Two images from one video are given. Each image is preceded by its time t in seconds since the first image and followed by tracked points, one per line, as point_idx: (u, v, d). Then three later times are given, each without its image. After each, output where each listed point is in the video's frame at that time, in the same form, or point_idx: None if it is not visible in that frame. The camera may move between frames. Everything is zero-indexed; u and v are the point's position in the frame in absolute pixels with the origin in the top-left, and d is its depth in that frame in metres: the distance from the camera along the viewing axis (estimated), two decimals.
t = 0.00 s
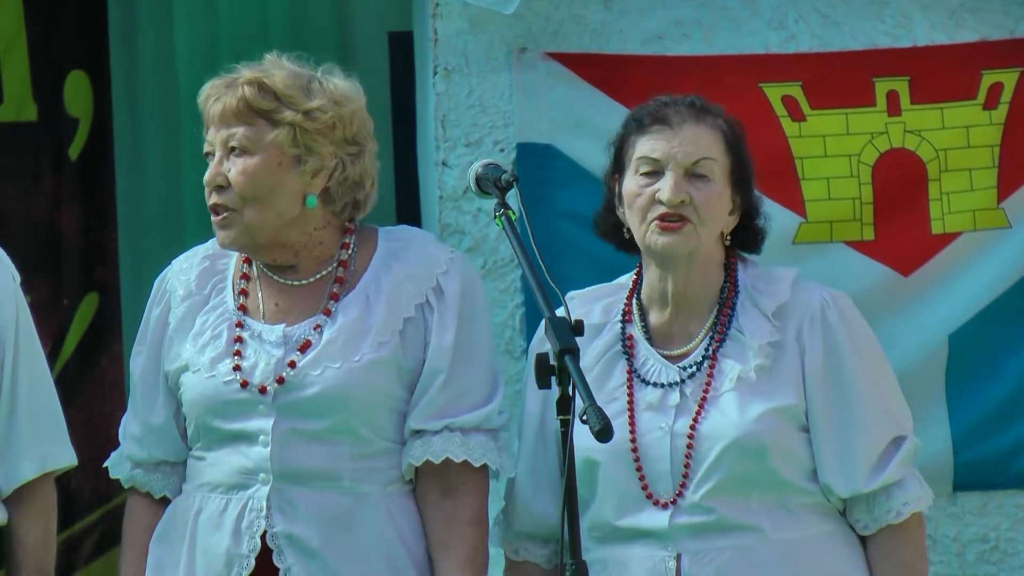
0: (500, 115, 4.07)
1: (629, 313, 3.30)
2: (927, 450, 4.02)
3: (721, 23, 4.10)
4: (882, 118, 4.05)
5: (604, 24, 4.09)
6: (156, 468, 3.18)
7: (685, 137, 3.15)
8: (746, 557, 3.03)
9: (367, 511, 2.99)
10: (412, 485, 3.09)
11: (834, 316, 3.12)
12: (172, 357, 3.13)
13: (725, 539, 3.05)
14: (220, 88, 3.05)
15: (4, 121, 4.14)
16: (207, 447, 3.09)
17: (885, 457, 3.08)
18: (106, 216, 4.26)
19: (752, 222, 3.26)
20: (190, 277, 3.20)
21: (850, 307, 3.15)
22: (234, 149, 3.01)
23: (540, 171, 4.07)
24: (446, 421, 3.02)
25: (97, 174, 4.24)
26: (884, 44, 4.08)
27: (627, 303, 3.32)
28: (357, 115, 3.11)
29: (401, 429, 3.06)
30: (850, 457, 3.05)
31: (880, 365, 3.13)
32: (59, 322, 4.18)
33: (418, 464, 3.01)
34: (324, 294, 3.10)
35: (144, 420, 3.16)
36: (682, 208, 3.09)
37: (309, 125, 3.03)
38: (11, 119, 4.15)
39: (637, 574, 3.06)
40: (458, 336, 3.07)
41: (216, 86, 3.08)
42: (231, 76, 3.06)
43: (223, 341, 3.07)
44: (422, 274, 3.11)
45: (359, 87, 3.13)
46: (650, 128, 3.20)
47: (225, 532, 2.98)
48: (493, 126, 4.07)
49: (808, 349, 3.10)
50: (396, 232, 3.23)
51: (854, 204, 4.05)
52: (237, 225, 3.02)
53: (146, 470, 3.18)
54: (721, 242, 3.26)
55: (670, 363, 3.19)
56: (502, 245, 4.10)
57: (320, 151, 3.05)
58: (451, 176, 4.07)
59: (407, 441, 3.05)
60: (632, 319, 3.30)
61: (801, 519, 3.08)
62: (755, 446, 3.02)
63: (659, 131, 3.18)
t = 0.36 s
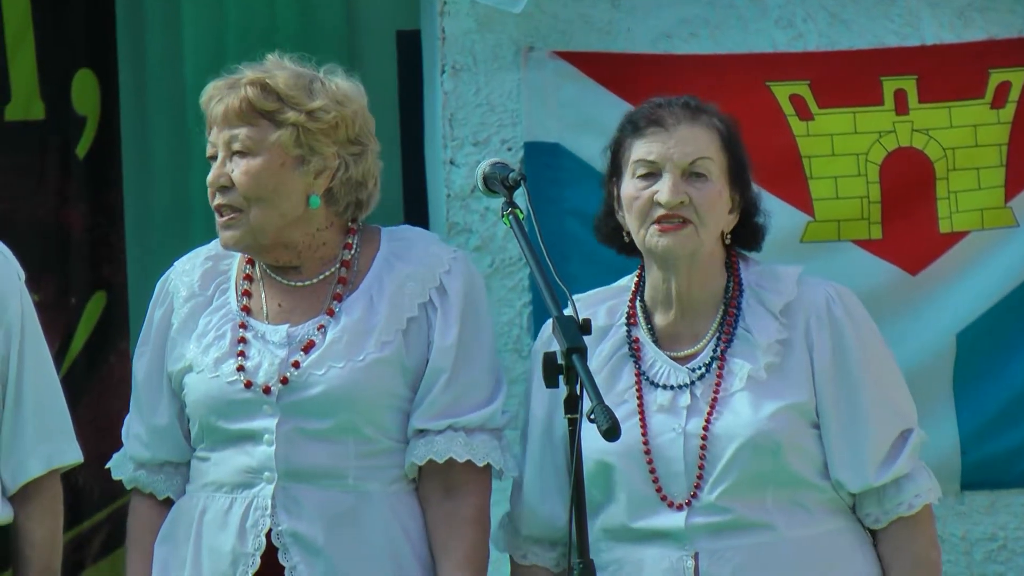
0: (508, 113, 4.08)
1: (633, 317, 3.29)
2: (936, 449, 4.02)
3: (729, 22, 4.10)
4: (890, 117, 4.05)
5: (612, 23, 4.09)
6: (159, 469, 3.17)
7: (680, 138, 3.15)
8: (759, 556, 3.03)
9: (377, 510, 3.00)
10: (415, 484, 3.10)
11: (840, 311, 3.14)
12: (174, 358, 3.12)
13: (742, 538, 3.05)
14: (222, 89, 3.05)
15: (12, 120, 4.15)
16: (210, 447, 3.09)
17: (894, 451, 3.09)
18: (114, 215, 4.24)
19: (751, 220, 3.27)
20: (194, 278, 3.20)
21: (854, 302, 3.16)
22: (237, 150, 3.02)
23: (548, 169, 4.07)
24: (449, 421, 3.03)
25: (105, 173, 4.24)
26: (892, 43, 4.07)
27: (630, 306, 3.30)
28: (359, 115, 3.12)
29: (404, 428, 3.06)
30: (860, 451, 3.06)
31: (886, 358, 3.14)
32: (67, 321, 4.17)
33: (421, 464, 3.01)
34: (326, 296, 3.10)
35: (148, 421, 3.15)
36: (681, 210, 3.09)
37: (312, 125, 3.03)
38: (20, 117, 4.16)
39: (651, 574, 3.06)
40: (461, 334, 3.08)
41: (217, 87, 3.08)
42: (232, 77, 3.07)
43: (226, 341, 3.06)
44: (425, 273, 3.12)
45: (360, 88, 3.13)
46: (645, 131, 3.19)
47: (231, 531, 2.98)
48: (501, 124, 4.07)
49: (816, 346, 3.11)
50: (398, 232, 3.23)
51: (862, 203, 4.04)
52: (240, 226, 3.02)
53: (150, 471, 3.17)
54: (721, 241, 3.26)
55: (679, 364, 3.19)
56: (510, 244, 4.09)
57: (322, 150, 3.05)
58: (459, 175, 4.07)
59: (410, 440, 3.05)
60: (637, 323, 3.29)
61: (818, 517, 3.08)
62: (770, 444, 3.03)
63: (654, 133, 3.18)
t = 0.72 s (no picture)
0: (515, 113, 4.07)
1: (633, 319, 3.28)
2: (942, 448, 4.02)
3: (736, 21, 4.10)
4: (897, 116, 4.05)
5: (619, 22, 4.09)
6: (157, 470, 3.16)
7: (678, 141, 3.15)
8: (772, 556, 3.03)
9: (382, 509, 3.00)
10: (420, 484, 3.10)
11: (840, 310, 3.14)
12: (174, 358, 3.12)
13: (749, 539, 3.05)
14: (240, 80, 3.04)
15: (18, 119, 4.14)
16: (213, 447, 3.08)
17: (895, 450, 3.08)
18: (121, 213, 4.25)
19: (750, 220, 3.26)
20: (193, 278, 3.19)
21: (855, 301, 3.16)
22: (258, 140, 3.01)
23: (554, 168, 4.07)
24: (455, 419, 3.03)
25: (112, 171, 4.24)
26: (899, 42, 4.07)
27: (631, 308, 3.30)
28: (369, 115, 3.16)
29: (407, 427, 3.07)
30: (862, 450, 3.06)
31: (886, 357, 3.14)
32: (73, 320, 4.17)
33: (427, 461, 3.02)
34: (328, 293, 3.11)
35: (147, 423, 3.14)
36: (681, 213, 3.10)
37: (332, 119, 3.06)
38: (26, 116, 4.14)
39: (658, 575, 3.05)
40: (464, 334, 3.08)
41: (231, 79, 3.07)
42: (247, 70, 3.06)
43: (229, 340, 3.06)
44: (427, 272, 3.12)
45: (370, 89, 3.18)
46: (644, 134, 3.19)
47: (237, 530, 2.98)
48: (508, 123, 4.07)
49: (817, 345, 3.11)
50: (399, 232, 3.24)
51: (868, 202, 4.04)
52: (258, 215, 3.00)
53: (148, 472, 3.16)
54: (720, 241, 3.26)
55: (680, 367, 3.19)
56: (516, 242, 4.09)
57: (341, 145, 3.08)
58: (465, 174, 4.07)
59: (414, 439, 3.06)
60: (638, 325, 3.29)
61: (821, 516, 3.08)
62: (773, 445, 3.03)
63: (653, 136, 3.18)
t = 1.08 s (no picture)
0: (520, 111, 4.09)
1: (635, 318, 3.29)
2: (947, 447, 4.01)
3: (741, 19, 4.10)
4: (903, 115, 4.05)
5: (625, 21, 4.09)
6: (154, 470, 3.17)
7: (679, 141, 3.15)
8: (772, 555, 3.02)
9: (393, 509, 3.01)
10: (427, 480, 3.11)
11: (841, 310, 3.14)
12: (175, 357, 3.12)
13: (754, 537, 3.04)
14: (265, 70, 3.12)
15: (24, 116, 4.16)
16: (219, 444, 3.08)
17: (895, 449, 3.08)
18: (127, 211, 4.23)
19: (750, 219, 3.27)
20: (190, 278, 3.19)
21: (856, 300, 3.17)
22: (288, 128, 3.08)
23: (560, 166, 4.06)
24: (462, 412, 3.06)
25: (119, 169, 4.23)
26: (904, 40, 4.08)
27: (631, 308, 3.31)
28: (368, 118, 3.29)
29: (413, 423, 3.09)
30: (862, 449, 3.05)
31: (887, 357, 3.13)
32: (79, 318, 4.17)
33: (437, 455, 3.05)
34: (332, 285, 3.14)
35: (144, 423, 3.14)
36: (681, 212, 3.09)
37: (352, 115, 3.18)
38: (32, 113, 4.16)
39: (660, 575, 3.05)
40: (468, 327, 3.12)
41: (249, 71, 3.14)
42: (265, 63, 3.14)
43: (234, 338, 3.06)
44: (427, 265, 3.15)
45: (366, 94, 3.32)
46: (645, 134, 3.19)
47: (248, 528, 2.97)
48: (513, 121, 4.09)
49: (818, 344, 3.11)
50: (395, 227, 3.28)
51: (874, 201, 4.04)
52: (290, 200, 3.05)
53: (145, 472, 3.16)
54: (721, 241, 3.26)
55: (681, 366, 3.19)
56: (521, 241, 4.10)
57: (356, 141, 3.19)
58: (471, 172, 4.10)
59: (420, 434, 3.08)
60: (639, 324, 3.29)
61: (821, 515, 3.08)
62: (775, 445, 3.03)
63: (654, 136, 3.18)
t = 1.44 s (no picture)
0: (523, 110, 4.09)
1: (632, 316, 3.30)
2: (951, 446, 4.01)
3: (744, 18, 4.10)
4: (906, 114, 4.05)
5: (629, 20, 4.09)
6: (147, 469, 3.16)
7: (655, 142, 3.15)
8: (765, 553, 3.03)
9: (396, 509, 3.03)
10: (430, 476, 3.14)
11: (837, 307, 3.14)
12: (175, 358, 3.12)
13: (751, 534, 3.05)
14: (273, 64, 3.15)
15: (28, 115, 4.15)
16: (222, 447, 3.08)
17: (892, 448, 3.08)
18: (129, 209, 4.23)
19: (744, 216, 3.25)
20: (188, 277, 3.18)
21: (854, 300, 3.16)
22: (295, 119, 3.10)
23: (564, 166, 4.06)
24: (467, 412, 3.09)
25: (123, 167, 4.23)
26: (907, 39, 4.08)
27: (630, 306, 3.31)
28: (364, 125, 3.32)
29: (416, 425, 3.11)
30: (856, 448, 3.06)
31: (885, 355, 3.13)
32: (84, 316, 4.18)
33: (443, 458, 3.07)
34: (331, 284, 3.14)
35: (144, 424, 3.14)
36: (656, 215, 3.10)
37: (354, 115, 3.20)
38: (35, 113, 4.16)
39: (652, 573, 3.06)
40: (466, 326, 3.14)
41: (255, 65, 3.16)
42: (269, 58, 3.16)
43: (237, 341, 3.06)
44: (424, 264, 3.17)
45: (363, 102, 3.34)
46: (627, 135, 3.20)
47: (255, 532, 2.98)
48: (516, 120, 4.08)
49: (813, 341, 3.12)
50: (389, 224, 3.29)
51: (877, 200, 4.04)
52: (297, 188, 3.05)
53: (136, 471, 3.15)
54: (715, 238, 3.24)
55: (677, 363, 3.19)
56: (524, 240, 4.10)
57: (357, 142, 3.22)
58: (474, 171, 4.09)
59: (425, 437, 3.10)
60: (636, 322, 3.30)
61: (816, 513, 3.08)
62: (767, 441, 3.03)
63: (635, 138, 3.19)
